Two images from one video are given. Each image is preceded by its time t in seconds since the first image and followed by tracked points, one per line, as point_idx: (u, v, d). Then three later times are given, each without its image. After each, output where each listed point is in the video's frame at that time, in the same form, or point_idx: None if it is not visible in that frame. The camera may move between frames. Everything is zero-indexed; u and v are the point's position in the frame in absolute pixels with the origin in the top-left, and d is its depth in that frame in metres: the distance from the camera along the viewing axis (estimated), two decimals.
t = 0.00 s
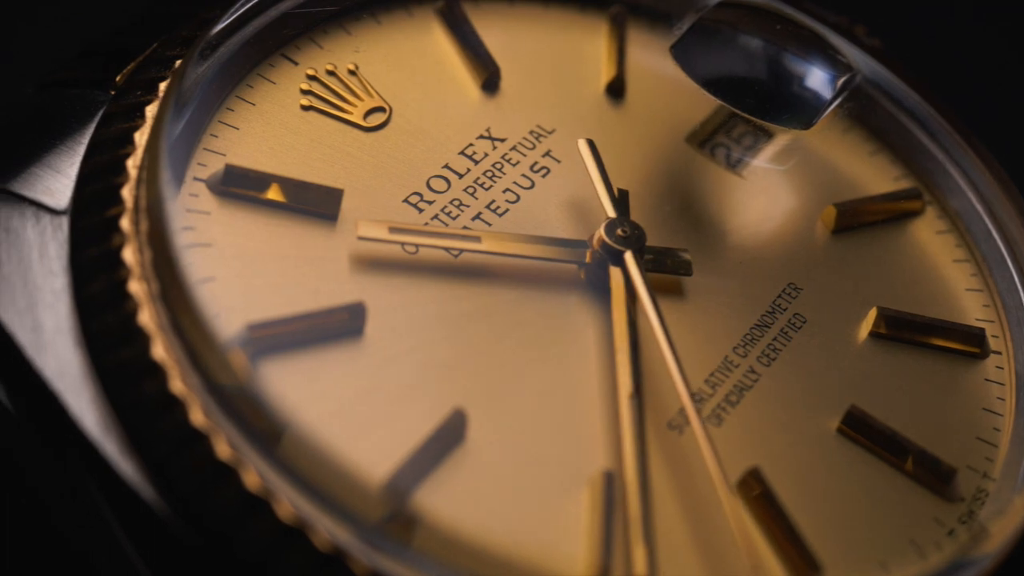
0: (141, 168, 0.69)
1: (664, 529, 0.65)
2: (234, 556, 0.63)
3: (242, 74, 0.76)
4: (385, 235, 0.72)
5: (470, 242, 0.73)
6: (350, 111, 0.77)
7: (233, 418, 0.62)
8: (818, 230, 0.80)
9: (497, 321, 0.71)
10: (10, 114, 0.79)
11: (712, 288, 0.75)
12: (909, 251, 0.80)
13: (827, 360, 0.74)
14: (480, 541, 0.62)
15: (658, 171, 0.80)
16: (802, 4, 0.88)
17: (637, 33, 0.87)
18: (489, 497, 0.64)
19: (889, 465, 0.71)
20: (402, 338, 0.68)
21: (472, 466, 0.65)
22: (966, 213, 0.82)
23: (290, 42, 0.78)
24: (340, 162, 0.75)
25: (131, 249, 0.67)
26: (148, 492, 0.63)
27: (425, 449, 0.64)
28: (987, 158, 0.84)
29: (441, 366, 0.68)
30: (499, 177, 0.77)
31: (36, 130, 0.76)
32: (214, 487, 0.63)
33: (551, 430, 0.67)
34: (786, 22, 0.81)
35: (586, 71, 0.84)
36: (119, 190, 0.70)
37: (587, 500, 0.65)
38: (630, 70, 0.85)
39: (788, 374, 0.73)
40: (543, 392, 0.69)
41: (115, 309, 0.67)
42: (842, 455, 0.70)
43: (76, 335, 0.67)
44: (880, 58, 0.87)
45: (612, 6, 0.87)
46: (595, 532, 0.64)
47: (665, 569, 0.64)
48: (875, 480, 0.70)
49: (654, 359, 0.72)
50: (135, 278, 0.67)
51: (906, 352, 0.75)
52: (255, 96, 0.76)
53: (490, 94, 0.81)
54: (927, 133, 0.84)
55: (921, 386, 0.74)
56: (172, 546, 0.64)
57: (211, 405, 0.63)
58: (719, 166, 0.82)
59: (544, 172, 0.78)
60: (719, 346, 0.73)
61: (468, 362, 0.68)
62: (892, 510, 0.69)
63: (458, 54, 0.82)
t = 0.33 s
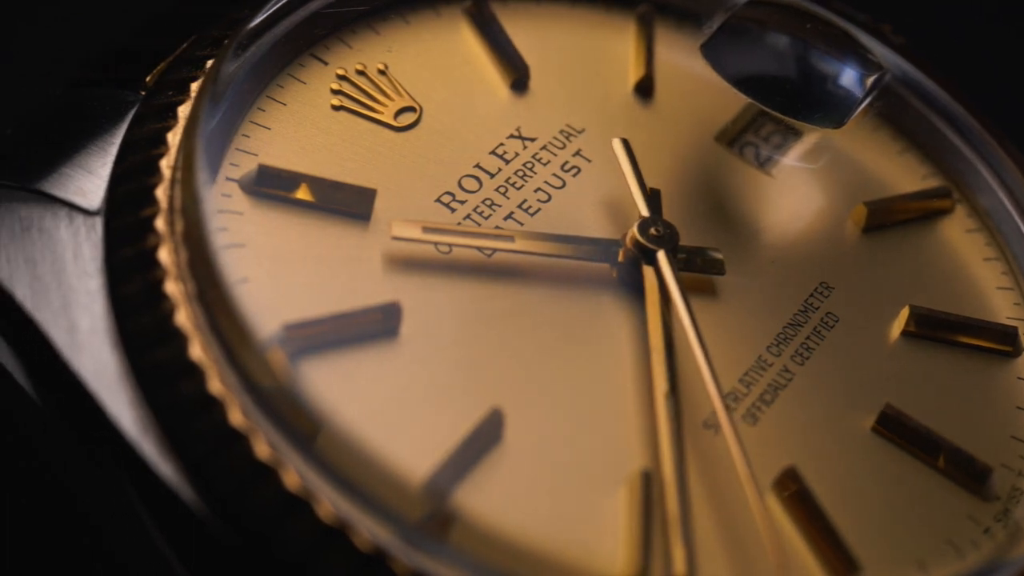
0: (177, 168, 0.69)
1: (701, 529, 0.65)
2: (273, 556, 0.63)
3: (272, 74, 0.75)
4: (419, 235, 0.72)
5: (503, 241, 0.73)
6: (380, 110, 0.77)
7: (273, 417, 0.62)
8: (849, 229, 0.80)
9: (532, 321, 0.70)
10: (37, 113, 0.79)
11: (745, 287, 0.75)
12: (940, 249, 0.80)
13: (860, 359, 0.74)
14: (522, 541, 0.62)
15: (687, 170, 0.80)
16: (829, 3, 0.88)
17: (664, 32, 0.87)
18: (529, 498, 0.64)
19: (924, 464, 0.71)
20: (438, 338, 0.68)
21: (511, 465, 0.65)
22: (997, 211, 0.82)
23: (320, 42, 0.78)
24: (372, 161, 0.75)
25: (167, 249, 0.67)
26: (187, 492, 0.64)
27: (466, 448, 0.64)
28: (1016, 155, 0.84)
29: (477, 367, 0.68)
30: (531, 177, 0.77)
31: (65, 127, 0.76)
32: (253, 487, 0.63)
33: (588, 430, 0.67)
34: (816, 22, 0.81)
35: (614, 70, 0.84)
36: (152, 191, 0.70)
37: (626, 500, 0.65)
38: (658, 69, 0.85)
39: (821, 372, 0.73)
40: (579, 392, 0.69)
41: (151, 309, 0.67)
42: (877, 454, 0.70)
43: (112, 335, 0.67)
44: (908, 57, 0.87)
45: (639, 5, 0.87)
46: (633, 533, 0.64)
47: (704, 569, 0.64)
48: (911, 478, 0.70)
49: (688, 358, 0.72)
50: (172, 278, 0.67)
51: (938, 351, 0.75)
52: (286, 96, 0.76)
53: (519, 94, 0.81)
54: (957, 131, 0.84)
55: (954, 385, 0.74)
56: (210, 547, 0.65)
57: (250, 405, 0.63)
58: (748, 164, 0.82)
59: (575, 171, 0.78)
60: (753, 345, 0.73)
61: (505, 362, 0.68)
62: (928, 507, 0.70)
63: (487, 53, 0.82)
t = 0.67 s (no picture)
0: (215, 168, 0.69)
1: (739, 528, 0.66)
2: (312, 556, 0.63)
3: (303, 74, 0.75)
4: (453, 235, 0.71)
5: (535, 240, 0.72)
6: (411, 110, 0.77)
7: (313, 419, 0.62)
8: (879, 227, 0.80)
9: (567, 320, 0.70)
10: (67, 113, 0.78)
11: (778, 286, 0.75)
12: (970, 248, 0.80)
13: (893, 358, 0.74)
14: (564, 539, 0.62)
15: (718, 169, 0.80)
16: (856, 3, 0.88)
17: (692, 32, 0.87)
18: (568, 498, 0.64)
19: (959, 462, 0.71)
20: (474, 338, 0.68)
21: (550, 464, 0.65)
22: None
23: (350, 41, 0.78)
24: (404, 161, 0.75)
25: (203, 249, 0.68)
26: (226, 492, 0.64)
27: (505, 447, 0.64)
28: None
29: (514, 367, 0.68)
30: (562, 176, 0.77)
31: (95, 127, 0.76)
32: (293, 487, 0.63)
33: (625, 429, 0.67)
34: (848, 20, 0.81)
35: (643, 69, 0.84)
36: (187, 191, 0.71)
37: (664, 500, 0.65)
38: (687, 68, 0.85)
39: (855, 371, 0.73)
40: (615, 391, 0.69)
41: (189, 311, 0.67)
42: (912, 452, 0.70)
43: (148, 336, 0.67)
44: (935, 55, 0.86)
45: (667, 4, 0.87)
46: (673, 532, 0.64)
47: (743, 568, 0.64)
48: (946, 476, 0.70)
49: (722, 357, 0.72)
50: (208, 278, 0.67)
51: (971, 349, 0.75)
52: (317, 96, 0.75)
53: (549, 93, 0.81)
54: (989, 130, 0.83)
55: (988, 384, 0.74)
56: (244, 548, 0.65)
57: (290, 404, 0.63)
58: (778, 162, 0.82)
59: (607, 171, 0.78)
60: (788, 344, 0.73)
61: (542, 362, 0.68)
62: (963, 505, 0.70)
63: (516, 53, 0.82)
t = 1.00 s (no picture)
0: (252, 169, 0.69)
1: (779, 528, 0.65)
2: (351, 557, 0.63)
3: (335, 74, 0.75)
4: (487, 234, 0.71)
5: (567, 239, 0.72)
6: (443, 109, 0.77)
7: (353, 419, 0.62)
8: (910, 225, 0.80)
9: (602, 318, 0.70)
10: (99, 113, 0.79)
11: (810, 285, 0.75)
12: (1001, 247, 0.80)
13: (926, 357, 0.74)
14: (604, 539, 0.62)
15: (748, 168, 0.80)
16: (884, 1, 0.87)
17: (720, 30, 0.87)
18: (606, 497, 0.64)
19: (994, 461, 0.71)
20: (510, 337, 0.68)
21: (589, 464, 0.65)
22: None
23: (381, 40, 0.78)
24: (436, 160, 0.75)
25: (239, 249, 0.68)
26: (265, 492, 0.64)
27: (544, 448, 0.64)
28: None
29: (550, 365, 0.68)
30: (594, 175, 0.77)
31: (126, 127, 0.76)
32: (334, 487, 0.63)
33: (662, 428, 0.67)
34: (877, 18, 0.81)
35: (673, 69, 0.84)
36: (222, 190, 0.71)
37: (702, 498, 0.65)
38: (716, 67, 0.85)
39: (889, 369, 0.73)
40: (652, 390, 0.69)
41: (225, 310, 0.67)
42: (947, 451, 0.71)
43: (185, 336, 0.67)
44: (964, 55, 0.87)
45: (696, 3, 0.87)
46: (711, 532, 0.64)
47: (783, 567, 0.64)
48: (981, 476, 0.70)
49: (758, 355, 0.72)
50: (245, 278, 0.67)
51: (1003, 348, 0.75)
52: (349, 95, 0.75)
53: (579, 93, 0.81)
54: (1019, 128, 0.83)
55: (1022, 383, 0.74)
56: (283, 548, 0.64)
57: (330, 404, 0.63)
58: (806, 160, 0.82)
59: (638, 170, 0.78)
60: (822, 343, 0.73)
61: (578, 360, 0.68)
62: (997, 504, 0.70)
63: (546, 52, 0.82)
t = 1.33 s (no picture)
0: (287, 168, 0.69)
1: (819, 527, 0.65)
2: (390, 557, 0.63)
3: (367, 73, 0.75)
4: (522, 232, 0.71)
5: (600, 239, 0.72)
6: (474, 108, 0.77)
7: (391, 418, 0.62)
8: (940, 223, 0.80)
9: (638, 317, 0.70)
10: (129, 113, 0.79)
11: (844, 283, 0.75)
12: None
13: (960, 355, 0.74)
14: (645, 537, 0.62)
15: (778, 167, 0.80)
16: None
17: (748, 28, 0.86)
18: (645, 496, 0.64)
19: None
20: (546, 337, 0.68)
21: (628, 464, 0.65)
22: None
23: (411, 40, 0.78)
24: (469, 160, 0.75)
25: (276, 248, 0.68)
26: (305, 492, 0.63)
27: (583, 447, 0.64)
28: None
29: (588, 365, 0.68)
30: (626, 174, 0.77)
31: (157, 126, 0.76)
32: (374, 487, 0.63)
33: (699, 427, 0.67)
34: (907, 16, 0.84)
35: (701, 67, 0.84)
36: (257, 190, 0.71)
37: (741, 497, 0.65)
38: (745, 66, 0.84)
39: (923, 368, 0.73)
40: (688, 389, 0.69)
41: (262, 311, 0.67)
42: (982, 450, 0.71)
43: (221, 335, 0.67)
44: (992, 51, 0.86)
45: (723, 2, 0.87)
46: (750, 531, 0.64)
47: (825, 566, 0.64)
48: (1015, 474, 0.71)
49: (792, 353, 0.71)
50: (282, 278, 0.67)
51: None
52: (381, 95, 0.75)
53: (609, 92, 0.81)
54: None
55: None
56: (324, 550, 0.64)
57: (368, 404, 0.63)
58: (835, 158, 0.82)
59: (670, 169, 0.78)
60: (856, 341, 0.73)
61: (614, 359, 0.68)
62: None
63: (575, 52, 0.82)
